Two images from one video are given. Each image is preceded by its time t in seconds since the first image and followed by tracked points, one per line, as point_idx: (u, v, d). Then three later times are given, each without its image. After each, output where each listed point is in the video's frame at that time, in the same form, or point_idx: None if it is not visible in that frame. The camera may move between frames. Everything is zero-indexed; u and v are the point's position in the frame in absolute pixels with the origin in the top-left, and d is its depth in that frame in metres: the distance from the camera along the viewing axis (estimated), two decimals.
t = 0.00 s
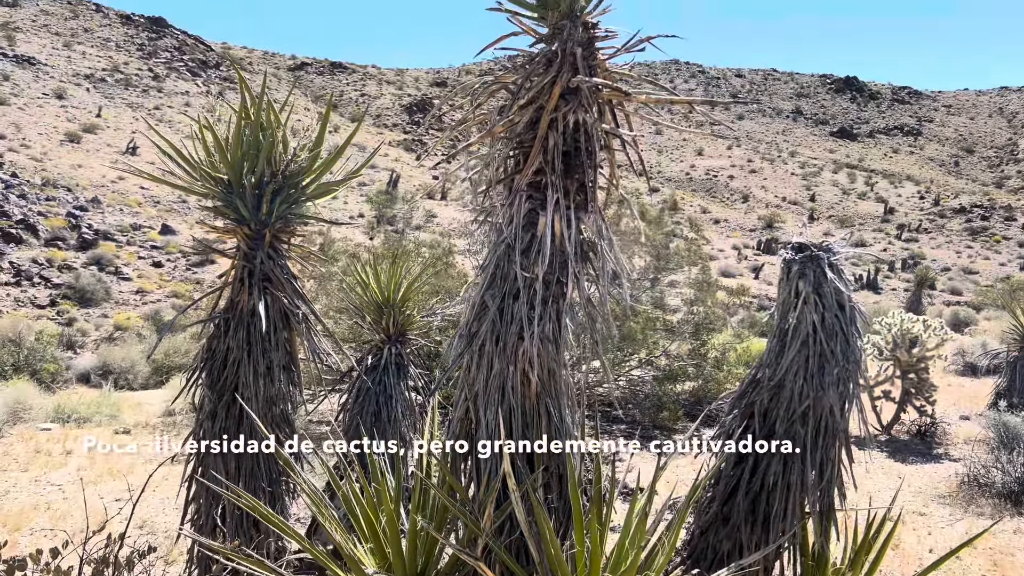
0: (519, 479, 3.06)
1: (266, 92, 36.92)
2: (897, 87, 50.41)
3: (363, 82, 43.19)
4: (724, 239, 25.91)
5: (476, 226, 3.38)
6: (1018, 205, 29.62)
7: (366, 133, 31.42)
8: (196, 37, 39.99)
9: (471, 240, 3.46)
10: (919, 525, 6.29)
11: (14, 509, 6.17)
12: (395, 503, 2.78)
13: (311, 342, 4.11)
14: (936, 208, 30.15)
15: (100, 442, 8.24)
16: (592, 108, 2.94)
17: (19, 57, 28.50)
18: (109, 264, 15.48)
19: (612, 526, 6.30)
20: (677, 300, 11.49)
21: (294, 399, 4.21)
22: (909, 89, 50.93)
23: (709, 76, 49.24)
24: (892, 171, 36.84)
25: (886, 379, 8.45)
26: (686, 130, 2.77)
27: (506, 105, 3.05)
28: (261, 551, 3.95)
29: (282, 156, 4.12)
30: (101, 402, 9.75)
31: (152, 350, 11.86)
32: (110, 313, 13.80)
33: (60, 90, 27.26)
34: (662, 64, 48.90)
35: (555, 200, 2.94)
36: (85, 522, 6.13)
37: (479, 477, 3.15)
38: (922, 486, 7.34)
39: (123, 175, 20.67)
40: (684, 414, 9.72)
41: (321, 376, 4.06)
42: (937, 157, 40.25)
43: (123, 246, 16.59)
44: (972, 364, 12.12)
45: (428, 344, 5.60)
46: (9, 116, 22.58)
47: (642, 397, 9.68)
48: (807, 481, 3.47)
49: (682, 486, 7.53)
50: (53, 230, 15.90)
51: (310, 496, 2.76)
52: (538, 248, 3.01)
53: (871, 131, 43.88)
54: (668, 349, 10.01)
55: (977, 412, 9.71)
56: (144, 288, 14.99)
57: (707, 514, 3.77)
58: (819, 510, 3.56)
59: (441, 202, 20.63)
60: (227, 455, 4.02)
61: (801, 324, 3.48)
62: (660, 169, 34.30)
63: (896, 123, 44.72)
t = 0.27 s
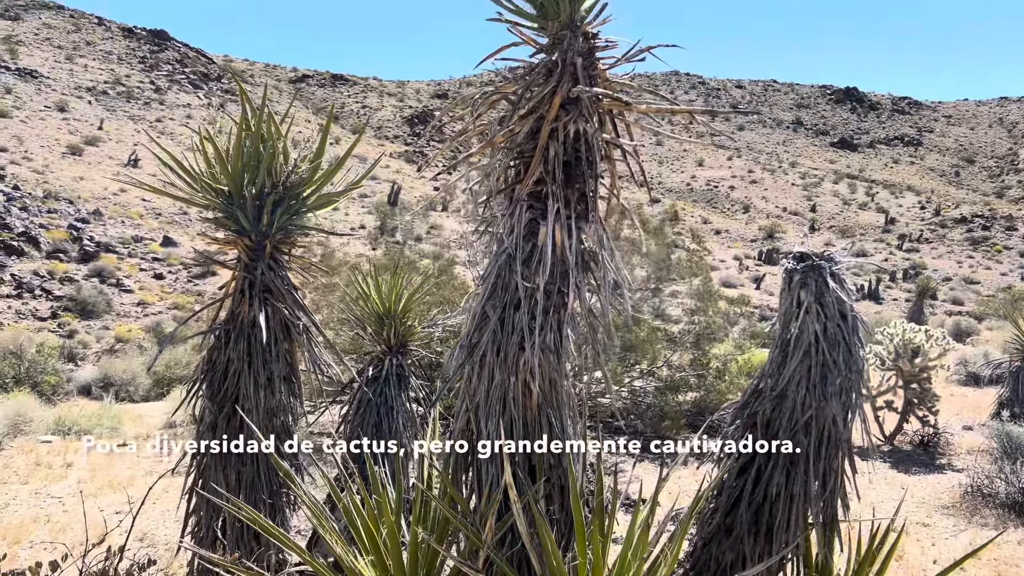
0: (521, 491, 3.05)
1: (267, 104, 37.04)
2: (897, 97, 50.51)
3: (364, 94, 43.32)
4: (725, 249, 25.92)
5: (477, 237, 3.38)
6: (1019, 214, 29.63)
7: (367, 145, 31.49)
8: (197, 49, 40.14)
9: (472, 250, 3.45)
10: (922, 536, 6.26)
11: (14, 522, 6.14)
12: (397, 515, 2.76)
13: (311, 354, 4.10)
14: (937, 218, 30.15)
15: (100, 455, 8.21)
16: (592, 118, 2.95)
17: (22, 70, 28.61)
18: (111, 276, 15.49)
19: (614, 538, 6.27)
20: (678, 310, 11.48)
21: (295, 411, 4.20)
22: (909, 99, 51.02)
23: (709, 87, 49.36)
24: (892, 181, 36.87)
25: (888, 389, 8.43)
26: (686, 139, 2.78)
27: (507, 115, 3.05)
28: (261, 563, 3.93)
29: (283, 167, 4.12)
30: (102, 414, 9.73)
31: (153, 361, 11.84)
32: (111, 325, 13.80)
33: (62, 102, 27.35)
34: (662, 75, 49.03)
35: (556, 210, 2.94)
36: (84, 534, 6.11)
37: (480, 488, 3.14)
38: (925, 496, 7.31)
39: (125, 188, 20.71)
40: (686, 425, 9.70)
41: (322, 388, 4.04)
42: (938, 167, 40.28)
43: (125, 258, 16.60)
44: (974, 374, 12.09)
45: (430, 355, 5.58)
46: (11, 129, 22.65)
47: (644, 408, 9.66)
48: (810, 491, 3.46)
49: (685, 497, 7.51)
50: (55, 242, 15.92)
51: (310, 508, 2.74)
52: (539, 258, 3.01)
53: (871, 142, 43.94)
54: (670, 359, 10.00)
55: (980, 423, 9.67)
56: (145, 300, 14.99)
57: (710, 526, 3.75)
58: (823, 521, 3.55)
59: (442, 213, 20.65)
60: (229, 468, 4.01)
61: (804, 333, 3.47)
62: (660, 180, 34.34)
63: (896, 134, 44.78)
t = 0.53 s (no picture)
0: (521, 508, 3.04)
1: (268, 119, 37.17)
2: (896, 110, 50.65)
3: (365, 109, 43.47)
4: (726, 262, 25.94)
5: (476, 253, 3.38)
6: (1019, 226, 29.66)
7: (367, 159, 31.58)
8: (199, 65, 40.34)
9: (472, 267, 3.46)
10: (925, 550, 6.24)
11: (13, 540, 6.13)
12: (396, 533, 2.74)
13: (312, 370, 4.10)
14: (937, 231, 30.18)
15: (101, 471, 8.20)
16: (591, 136, 2.96)
17: (24, 87, 28.75)
18: (112, 291, 15.50)
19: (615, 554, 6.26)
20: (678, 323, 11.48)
21: (295, 428, 4.19)
22: (907, 112, 51.16)
23: (708, 100, 49.52)
24: (892, 193, 36.92)
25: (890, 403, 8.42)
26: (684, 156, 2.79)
27: (506, 133, 3.06)
28: None
29: (283, 183, 4.14)
30: (102, 430, 9.72)
31: (154, 377, 11.83)
32: (111, 340, 13.80)
33: (64, 118, 27.44)
34: (662, 89, 49.19)
35: (555, 227, 2.94)
36: (84, 552, 6.08)
37: (480, 505, 3.13)
38: (928, 510, 7.28)
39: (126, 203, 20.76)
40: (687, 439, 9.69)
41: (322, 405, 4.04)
42: (938, 179, 40.34)
43: (125, 273, 16.63)
44: (975, 387, 12.07)
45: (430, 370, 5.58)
46: (13, 145, 22.73)
47: (645, 422, 9.74)
48: (813, 508, 3.44)
49: (687, 512, 7.49)
50: (56, 258, 15.95)
51: (310, 526, 2.72)
52: (539, 275, 3.01)
53: (871, 154, 44.02)
54: (671, 373, 10.00)
55: (981, 436, 9.65)
56: (146, 315, 15.00)
57: (711, 542, 3.71)
58: (825, 537, 3.53)
59: (443, 227, 20.70)
60: (229, 485, 4.01)
61: (804, 349, 3.49)
62: (660, 193, 34.40)
63: (895, 146, 44.88)
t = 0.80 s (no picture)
0: (519, 524, 3.03)
1: (268, 132, 37.28)
2: (894, 122, 50.79)
3: (365, 122, 43.61)
4: (725, 274, 25.97)
5: (473, 269, 3.39)
6: (1018, 237, 29.69)
7: (367, 172, 31.66)
8: (199, 79, 40.50)
9: (470, 281, 3.47)
10: (926, 563, 6.22)
11: (11, 556, 6.12)
12: (393, 550, 2.73)
13: (310, 385, 4.10)
14: (936, 241, 30.20)
15: (100, 486, 8.18)
16: (587, 152, 2.98)
17: (24, 101, 28.86)
18: (112, 304, 15.51)
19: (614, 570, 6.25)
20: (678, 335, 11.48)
21: (295, 443, 4.19)
22: (906, 123, 51.29)
23: (707, 112, 49.67)
24: (891, 204, 36.97)
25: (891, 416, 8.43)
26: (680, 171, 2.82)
27: (502, 150, 3.08)
28: None
29: (282, 199, 4.15)
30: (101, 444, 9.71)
31: (153, 391, 11.82)
32: (111, 354, 13.80)
33: (65, 132, 27.52)
34: (661, 101, 49.34)
35: (552, 242, 2.95)
36: (82, 569, 6.07)
37: (478, 522, 3.12)
38: (929, 523, 7.27)
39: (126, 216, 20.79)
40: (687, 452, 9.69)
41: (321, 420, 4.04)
42: (937, 190, 40.40)
43: (125, 286, 16.64)
44: (976, 400, 12.07)
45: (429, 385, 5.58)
46: (14, 159, 22.79)
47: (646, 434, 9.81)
48: (812, 523, 3.44)
49: (687, 526, 7.47)
50: (56, 271, 15.96)
51: (308, 543, 2.72)
52: (536, 290, 3.03)
53: (870, 166, 44.11)
54: (671, 386, 10.00)
55: (982, 448, 9.63)
56: (146, 328, 15.00)
57: (710, 558, 3.66)
58: (825, 552, 3.52)
59: (443, 240, 20.73)
60: (227, 501, 4.00)
61: (801, 363, 3.51)
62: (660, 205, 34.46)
63: (894, 157, 44.97)
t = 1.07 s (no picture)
0: (518, 540, 3.02)
1: (268, 146, 37.38)
2: (893, 134, 50.92)
3: (365, 136, 43.72)
4: (725, 286, 25.99)
5: (472, 282, 3.40)
6: (1018, 249, 29.72)
7: (367, 186, 31.72)
8: (199, 93, 40.64)
9: (468, 296, 3.48)
10: None
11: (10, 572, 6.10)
12: (391, 567, 2.73)
13: (309, 400, 4.09)
14: (936, 253, 30.24)
15: (99, 501, 8.17)
16: (585, 167, 2.98)
17: (25, 116, 28.96)
18: (112, 318, 15.51)
19: None
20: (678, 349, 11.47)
21: (293, 458, 4.17)
22: (905, 136, 51.42)
23: (706, 125, 49.81)
24: (891, 216, 37.03)
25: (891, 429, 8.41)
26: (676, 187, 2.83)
27: (500, 166, 3.09)
28: None
29: (280, 213, 4.15)
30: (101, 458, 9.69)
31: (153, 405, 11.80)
32: (111, 368, 13.79)
33: (65, 146, 27.59)
34: (660, 114, 49.49)
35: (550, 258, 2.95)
36: None
37: (477, 536, 3.11)
38: (930, 537, 7.25)
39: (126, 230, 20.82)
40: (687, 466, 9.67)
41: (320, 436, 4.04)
42: (936, 203, 40.45)
43: (125, 300, 16.64)
44: (977, 412, 12.05)
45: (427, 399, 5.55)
46: (15, 174, 22.85)
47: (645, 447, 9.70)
48: (812, 538, 3.44)
49: (687, 541, 7.44)
50: (56, 285, 15.97)
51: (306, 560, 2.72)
52: (535, 304, 3.03)
53: (869, 178, 44.19)
54: (671, 399, 9.99)
55: (984, 460, 9.61)
56: (146, 342, 14.99)
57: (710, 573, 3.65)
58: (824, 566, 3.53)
59: (442, 253, 20.76)
60: (225, 516, 3.98)
61: (800, 377, 3.50)
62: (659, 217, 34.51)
63: (893, 170, 45.07)
